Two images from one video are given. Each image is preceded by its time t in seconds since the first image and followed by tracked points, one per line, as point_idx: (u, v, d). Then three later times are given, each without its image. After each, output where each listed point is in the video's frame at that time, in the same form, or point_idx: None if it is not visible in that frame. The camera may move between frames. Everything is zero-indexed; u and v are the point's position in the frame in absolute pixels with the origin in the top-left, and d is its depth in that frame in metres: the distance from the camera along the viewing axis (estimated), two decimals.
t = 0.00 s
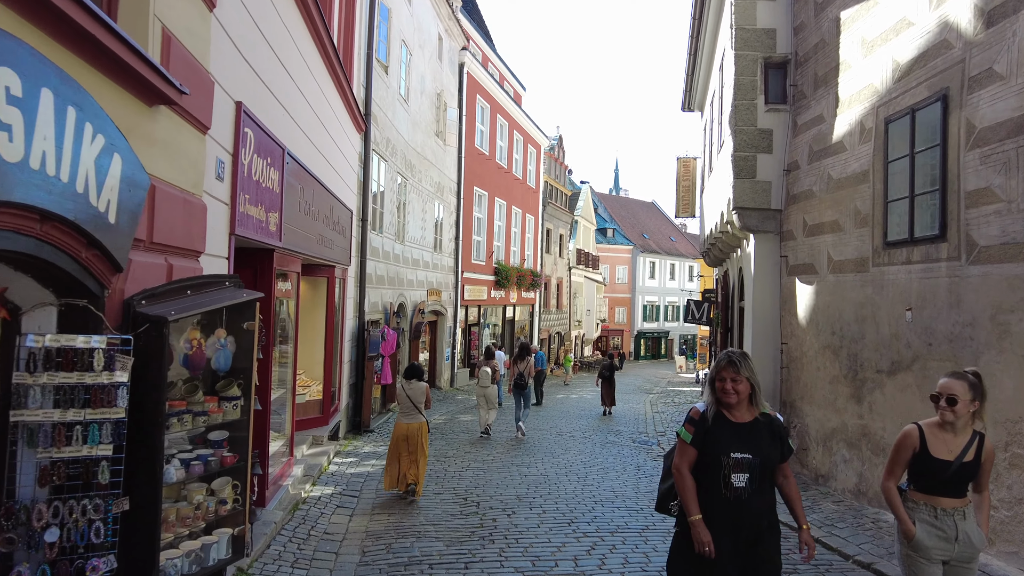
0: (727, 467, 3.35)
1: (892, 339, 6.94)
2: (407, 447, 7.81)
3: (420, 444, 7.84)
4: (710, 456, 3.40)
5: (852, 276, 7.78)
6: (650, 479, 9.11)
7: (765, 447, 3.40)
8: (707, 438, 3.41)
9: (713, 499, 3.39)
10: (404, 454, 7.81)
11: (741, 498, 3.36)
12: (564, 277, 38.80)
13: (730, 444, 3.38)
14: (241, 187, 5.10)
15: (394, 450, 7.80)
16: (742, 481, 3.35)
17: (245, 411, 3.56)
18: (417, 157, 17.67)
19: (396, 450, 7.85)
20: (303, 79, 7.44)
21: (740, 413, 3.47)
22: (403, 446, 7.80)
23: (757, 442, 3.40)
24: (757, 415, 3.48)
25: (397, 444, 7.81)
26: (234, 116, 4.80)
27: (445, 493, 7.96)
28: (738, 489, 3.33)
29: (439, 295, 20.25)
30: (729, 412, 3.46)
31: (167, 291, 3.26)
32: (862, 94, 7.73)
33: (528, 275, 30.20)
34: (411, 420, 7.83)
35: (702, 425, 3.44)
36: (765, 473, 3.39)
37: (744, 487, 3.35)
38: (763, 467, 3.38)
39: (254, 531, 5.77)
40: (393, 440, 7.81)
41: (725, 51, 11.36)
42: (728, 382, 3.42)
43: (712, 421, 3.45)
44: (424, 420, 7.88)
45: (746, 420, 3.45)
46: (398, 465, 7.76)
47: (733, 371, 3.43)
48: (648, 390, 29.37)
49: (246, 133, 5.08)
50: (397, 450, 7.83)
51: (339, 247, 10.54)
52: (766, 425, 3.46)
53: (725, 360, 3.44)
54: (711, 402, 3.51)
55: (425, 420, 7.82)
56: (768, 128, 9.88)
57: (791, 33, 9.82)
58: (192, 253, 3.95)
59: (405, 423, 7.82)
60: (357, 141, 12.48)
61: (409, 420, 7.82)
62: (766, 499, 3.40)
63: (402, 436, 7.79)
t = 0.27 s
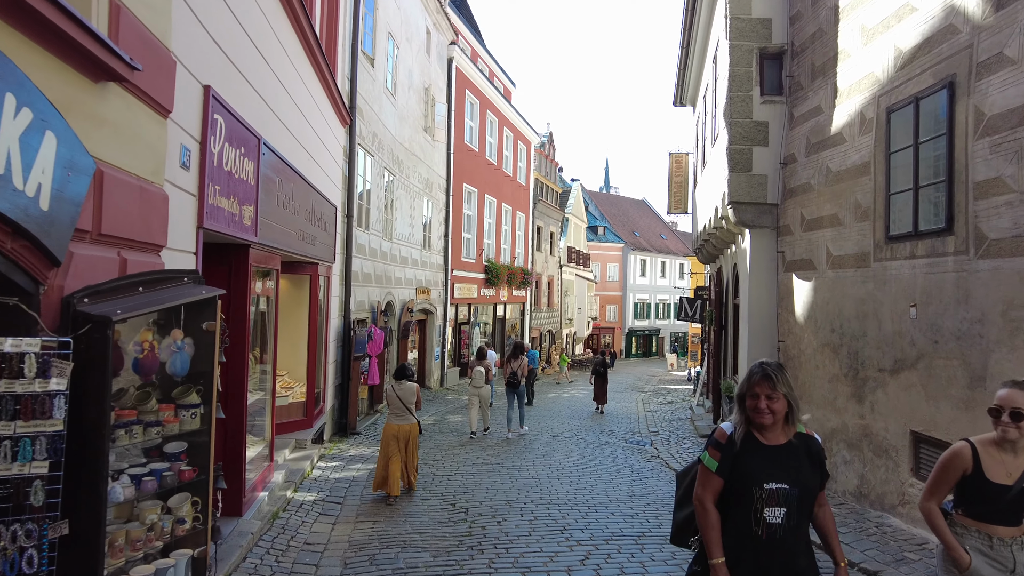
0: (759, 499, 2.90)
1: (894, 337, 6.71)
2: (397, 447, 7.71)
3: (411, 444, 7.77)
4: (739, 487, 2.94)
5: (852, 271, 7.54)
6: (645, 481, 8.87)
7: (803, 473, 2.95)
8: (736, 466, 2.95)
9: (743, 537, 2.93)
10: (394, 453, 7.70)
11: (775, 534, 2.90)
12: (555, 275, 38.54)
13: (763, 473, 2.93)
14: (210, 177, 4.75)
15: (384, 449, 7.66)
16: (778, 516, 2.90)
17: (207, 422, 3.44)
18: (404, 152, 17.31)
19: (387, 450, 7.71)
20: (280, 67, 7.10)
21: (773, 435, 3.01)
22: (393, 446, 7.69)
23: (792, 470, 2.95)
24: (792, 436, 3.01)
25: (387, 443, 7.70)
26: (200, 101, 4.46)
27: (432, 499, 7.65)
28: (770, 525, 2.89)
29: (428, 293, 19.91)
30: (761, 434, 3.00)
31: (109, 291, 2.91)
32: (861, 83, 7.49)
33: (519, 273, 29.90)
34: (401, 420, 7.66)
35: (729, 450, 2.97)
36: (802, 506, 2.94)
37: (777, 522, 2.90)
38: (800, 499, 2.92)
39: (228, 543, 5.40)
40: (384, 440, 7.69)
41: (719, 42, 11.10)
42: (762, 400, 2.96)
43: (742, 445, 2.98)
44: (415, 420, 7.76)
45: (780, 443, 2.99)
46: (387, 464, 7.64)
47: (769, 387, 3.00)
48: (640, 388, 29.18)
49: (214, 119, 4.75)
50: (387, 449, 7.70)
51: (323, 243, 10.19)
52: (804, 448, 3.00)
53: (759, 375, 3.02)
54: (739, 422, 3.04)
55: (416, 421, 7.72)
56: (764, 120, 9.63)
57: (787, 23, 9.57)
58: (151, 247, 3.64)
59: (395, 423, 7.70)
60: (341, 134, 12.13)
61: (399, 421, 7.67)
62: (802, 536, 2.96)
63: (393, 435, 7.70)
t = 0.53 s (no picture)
0: (838, 525, 2.51)
1: (902, 335, 6.51)
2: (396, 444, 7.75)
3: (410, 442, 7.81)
4: (815, 511, 2.54)
5: (857, 268, 7.34)
6: (643, 484, 8.64)
7: (893, 500, 2.54)
8: (813, 486, 2.55)
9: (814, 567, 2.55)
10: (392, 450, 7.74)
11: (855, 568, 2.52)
12: (549, 273, 38.33)
13: (846, 496, 2.53)
14: (189, 166, 4.49)
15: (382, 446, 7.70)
16: (860, 548, 2.51)
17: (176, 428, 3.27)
18: (397, 148, 17.04)
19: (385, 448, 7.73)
20: (265, 54, 6.84)
21: (857, 449, 2.61)
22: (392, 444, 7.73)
23: (882, 494, 2.54)
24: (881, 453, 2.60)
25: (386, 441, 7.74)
26: (176, 85, 4.20)
27: (424, 503, 7.40)
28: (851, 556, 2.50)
29: (421, 292, 19.64)
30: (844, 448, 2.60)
31: (68, 282, 2.65)
32: (866, 74, 7.29)
33: (513, 271, 29.65)
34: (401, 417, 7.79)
35: (804, 465, 2.57)
36: (888, 535, 2.54)
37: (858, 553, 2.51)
38: (887, 529, 2.53)
39: (209, 552, 5.11)
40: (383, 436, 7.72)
41: (717, 35, 10.89)
42: (852, 404, 2.60)
43: (822, 460, 2.57)
44: (415, 418, 7.85)
45: (868, 460, 2.58)
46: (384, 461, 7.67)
47: (861, 388, 2.64)
48: (635, 387, 29.00)
49: (192, 105, 4.48)
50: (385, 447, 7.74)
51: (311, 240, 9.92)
52: (894, 466, 2.59)
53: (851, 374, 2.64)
54: (818, 429, 2.64)
55: (416, 419, 7.83)
56: (764, 114, 9.43)
57: (788, 14, 9.37)
58: (119, 239, 3.36)
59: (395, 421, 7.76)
60: (331, 128, 11.85)
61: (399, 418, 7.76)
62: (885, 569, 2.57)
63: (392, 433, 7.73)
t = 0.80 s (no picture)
0: (928, 540, 2.14)
1: (911, 333, 6.31)
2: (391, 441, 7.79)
3: (403, 438, 7.80)
4: (902, 520, 2.18)
5: (862, 265, 7.14)
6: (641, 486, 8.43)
7: (1000, 513, 2.15)
8: (901, 490, 2.19)
9: None
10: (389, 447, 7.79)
11: None
12: (543, 273, 38.10)
13: (940, 503, 2.16)
14: (167, 150, 4.22)
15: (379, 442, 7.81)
16: (958, 569, 2.12)
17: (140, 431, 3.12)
18: (389, 144, 16.77)
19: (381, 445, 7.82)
20: (251, 39, 6.58)
21: (955, 450, 2.24)
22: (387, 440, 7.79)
23: (984, 506, 2.15)
24: (982, 454, 2.22)
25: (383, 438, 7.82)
26: (153, 62, 3.93)
27: (416, 507, 7.14)
28: None
29: (414, 290, 19.37)
30: (939, 447, 2.23)
31: (19, 266, 2.40)
32: (872, 65, 7.09)
33: (507, 270, 29.41)
34: (394, 412, 7.87)
35: (890, 465, 2.22)
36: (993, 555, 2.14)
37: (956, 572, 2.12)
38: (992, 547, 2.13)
39: (187, 560, 4.84)
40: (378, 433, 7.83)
41: (717, 28, 10.69)
42: (950, 393, 2.25)
43: (912, 459, 2.21)
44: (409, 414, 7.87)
45: (969, 463, 2.21)
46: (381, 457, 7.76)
47: (963, 375, 2.27)
48: (629, 387, 28.82)
49: (172, 85, 4.21)
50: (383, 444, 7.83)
51: (300, 235, 9.64)
52: (999, 473, 2.20)
53: (953, 358, 2.27)
54: (907, 422, 2.28)
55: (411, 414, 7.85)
56: (765, 108, 9.24)
57: (790, 6, 9.18)
58: (85, 223, 3.10)
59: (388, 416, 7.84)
60: (322, 121, 11.59)
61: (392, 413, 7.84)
62: None
63: (386, 429, 7.81)
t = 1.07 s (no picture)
0: None
1: (917, 336, 6.12)
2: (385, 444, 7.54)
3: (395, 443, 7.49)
4: None
5: (865, 265, 6.95)
6: (637, 491, 8.21)
7: None
8: None
9: None
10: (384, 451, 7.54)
11: None
12: (534, 274, 37.88)
13: None
14: (141, 140, 3.93)
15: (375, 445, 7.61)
16: None
17: (94, 445, 2.95)
18: (380, 141, 16.48)
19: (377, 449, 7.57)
20: (233, 26, 6.29)
21: None
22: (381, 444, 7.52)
23: None
24: None
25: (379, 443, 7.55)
26: (123, 44, 3.64)
27: (406, 514, 6.88)
28: None
29: (404, 290, 19.08)
30: None
31: None
32: (876, 60, 6.91)
33: (499, 271, 29.16)
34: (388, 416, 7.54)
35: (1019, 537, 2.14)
36: None
37: None
38: None
39: None
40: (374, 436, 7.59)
41: (714, 24, 10.49)
42: None
43: None
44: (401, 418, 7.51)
45: None
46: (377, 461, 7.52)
47: None
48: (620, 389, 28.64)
49: (146, 69, 3.92)
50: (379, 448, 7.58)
51: (286, 232, 9.36)
52: None
53: None
54: None
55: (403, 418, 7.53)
56: (764, 105, 9.05)
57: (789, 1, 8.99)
58: (40, 214, 2.83)
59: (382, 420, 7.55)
60: (310, 117, 11.30)
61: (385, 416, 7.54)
62: None
63: (381, 432, 7.54)
